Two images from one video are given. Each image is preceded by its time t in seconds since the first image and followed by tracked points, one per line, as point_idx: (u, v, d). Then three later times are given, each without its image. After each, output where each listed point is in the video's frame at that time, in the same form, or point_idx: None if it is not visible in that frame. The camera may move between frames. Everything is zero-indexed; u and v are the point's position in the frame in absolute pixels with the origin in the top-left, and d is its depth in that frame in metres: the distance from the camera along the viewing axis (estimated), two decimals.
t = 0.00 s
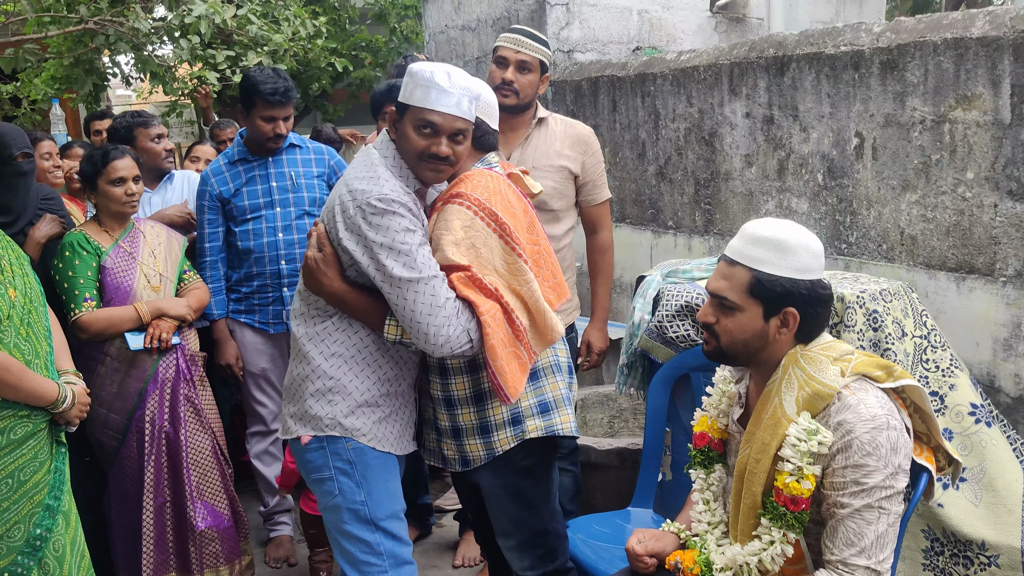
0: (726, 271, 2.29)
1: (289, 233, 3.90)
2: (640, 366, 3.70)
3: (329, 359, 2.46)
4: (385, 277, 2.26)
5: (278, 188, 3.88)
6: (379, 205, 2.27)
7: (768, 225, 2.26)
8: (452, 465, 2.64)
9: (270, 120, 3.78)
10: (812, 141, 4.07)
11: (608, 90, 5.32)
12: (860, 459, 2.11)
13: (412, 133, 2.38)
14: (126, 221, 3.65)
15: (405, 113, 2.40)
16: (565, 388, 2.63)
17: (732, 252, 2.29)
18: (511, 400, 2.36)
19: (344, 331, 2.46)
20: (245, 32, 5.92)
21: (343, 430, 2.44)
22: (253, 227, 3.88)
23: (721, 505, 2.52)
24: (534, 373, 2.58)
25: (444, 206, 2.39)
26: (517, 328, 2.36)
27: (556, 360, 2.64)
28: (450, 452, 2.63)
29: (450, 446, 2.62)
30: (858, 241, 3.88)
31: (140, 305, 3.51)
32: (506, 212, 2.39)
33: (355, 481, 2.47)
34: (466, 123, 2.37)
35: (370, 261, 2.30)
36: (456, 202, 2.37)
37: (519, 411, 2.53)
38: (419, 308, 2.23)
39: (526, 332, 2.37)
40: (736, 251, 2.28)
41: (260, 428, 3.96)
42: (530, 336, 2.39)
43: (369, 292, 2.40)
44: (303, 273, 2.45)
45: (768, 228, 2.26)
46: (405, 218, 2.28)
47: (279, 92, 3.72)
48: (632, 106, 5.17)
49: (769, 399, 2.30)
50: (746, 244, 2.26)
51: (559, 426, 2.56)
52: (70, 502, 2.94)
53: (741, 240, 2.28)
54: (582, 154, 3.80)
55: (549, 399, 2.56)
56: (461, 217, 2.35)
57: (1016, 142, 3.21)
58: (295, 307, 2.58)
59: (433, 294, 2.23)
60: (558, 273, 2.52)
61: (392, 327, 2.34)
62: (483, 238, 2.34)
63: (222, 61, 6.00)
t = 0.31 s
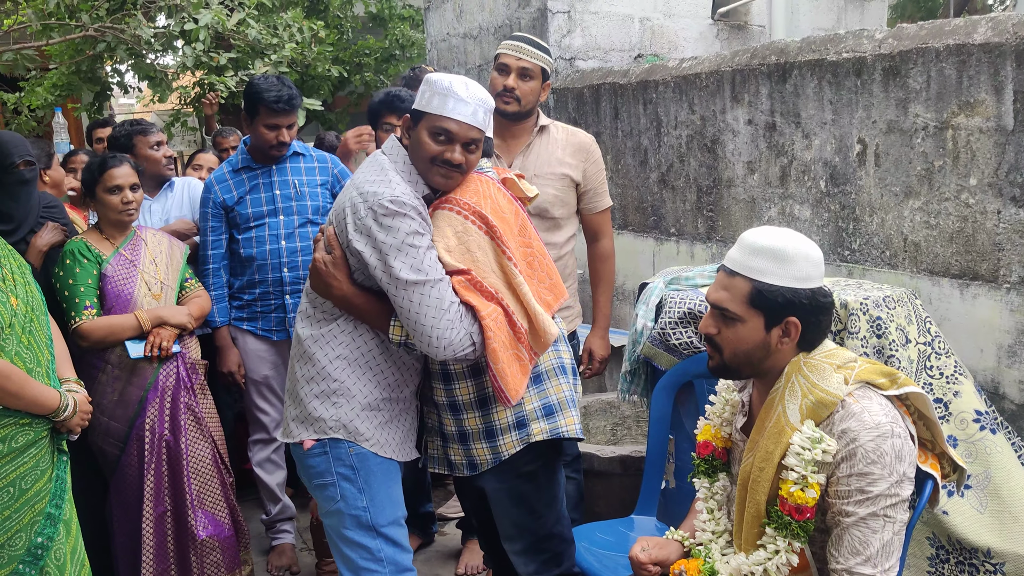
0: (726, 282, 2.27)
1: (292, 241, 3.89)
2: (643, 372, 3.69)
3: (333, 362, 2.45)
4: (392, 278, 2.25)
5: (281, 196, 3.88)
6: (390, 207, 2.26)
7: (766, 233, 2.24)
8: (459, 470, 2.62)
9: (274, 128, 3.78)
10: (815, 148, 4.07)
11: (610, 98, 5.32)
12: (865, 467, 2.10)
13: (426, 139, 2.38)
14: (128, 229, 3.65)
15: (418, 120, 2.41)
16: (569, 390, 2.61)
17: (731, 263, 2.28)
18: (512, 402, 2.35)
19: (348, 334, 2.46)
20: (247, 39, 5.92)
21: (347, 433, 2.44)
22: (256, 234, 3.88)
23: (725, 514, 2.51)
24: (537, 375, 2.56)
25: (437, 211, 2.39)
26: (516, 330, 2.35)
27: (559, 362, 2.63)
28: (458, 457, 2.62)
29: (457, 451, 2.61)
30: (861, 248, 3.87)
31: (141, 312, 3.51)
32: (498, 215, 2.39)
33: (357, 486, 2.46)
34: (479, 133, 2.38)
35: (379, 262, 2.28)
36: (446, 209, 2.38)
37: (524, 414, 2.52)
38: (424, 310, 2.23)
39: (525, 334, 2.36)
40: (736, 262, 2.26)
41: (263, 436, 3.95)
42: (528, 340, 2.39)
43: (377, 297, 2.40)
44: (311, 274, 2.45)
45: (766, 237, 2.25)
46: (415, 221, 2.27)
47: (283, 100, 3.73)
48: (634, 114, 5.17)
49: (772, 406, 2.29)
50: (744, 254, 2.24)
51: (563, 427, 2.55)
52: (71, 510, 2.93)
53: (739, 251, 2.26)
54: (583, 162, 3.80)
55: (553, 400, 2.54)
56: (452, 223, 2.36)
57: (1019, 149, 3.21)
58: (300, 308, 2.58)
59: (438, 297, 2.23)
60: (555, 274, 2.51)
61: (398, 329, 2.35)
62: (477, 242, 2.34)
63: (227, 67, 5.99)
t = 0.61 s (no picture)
0: (724, 286, 2.27)
1: (293, 245, 3.90)
2: (643, 376, 3.68)
3: (331, 367, 2.45)
4: (391, 280, 2.25)
5: (283, 200, 3.89)
6: (386, 209, 2.26)
7: (764, 238, 2.24)
8: (461, 474, 2.62)
9: (275, 132, 3.78)
10: (814, 151, 4.07)
11: (610, 102, 5.32)
12: (865, 471, 2.10)
13: (424, 141, 2.37)
14: (127, 232, 3.64)
15: (417, 121, 2.41)
16: (573, 390, 2.61)
17: (730, 267, 2.28)
18: (509, 404, 2.33)
19: (347, 338, 2.46)
20: (246, 43, 5.93)
21: (346, 437, 2.44)
22: (258, 238, 3.88)
23: (725, 518, 2.50)
24: (541, 377, 2.56)
25: (453, 210, 2.38)
26: (518, 332, 2.35)
27: (562, 364, 2.63)
28: (460, 460, 2.61)
29: (460, 454, 2.61)
30: (861, 252, 3.87)
31: (136, 318, 3.51)
32: (510, 217, 2.39)
33: (356, 490, 2.46)
34: (477, 134, 2.38)
35: (377, 264, 2.28)
36: (462, 208, 2.37)
37: (529, 415, 2.53)
38: (426, 311, 2.23)
39: (527, 337, 2.36)
40: (734, 266, 2.26)
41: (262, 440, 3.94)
42: (533, 342, 2.39)
43: (378, 302, 2.40)
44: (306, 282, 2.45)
45: (763, 241, 2.25)
46: (411, 222, 2.28)
47: (285, 104, 3.73)
48: (634, 117, 5.18)
49: (772, 410, 2.28)
50: (742, 258, 2.25)
51: (568, 428, 2.54)
52: (71, 515, 2.92)
53: (738, 254, 2.26)
54: (582, 166, 3.80)
55: (557, 402, 2.54)
56: (467, 223, 2.34)
57: (1019, 152, 3.21)
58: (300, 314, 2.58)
59: (440, 297, 2.23)
60: (562, 277, 2.51)
61: (400, 332, 2.34)
62: (490, 243, 2.33)
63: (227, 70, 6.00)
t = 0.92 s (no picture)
0: (722, 284, 2.27)
1: (295, 243, 3.90)
2: (643, 373, 3.67)
3: (335, 363, 2.45)
4: (395, 278, 2.25)
5: (284, 198, 3.89)
6: (392, 207, 2.26)
7: (761, 235, 2.24)
8: (463, 471, 2.63)
9: (276, 129, 3.78)
10: (816, 149, 4.06)
11: (611, 99, 5.32)
12: (866, 469, 2.10)
13: (429, 141, 2.38)
14: (128, 229, 3.64)
15: (421, 120, 2.41)
16: (574, 388, 2.61)
17: (727, 265, 2.28)
18: (516, 402, 2.35)
19: (351, 335, 2.46)
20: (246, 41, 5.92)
21: (348, 434, 2.44)
22: (260, 236, 3.88)
23: (726, 515, 2.50)
24: (542, 374, 2.57)
25: (449, 209, 2.39)
26: (522, 330, 2.35)
27: (564, 362, 2.63)
28: (462, 458, 2.62)
29: (461, 452, 2.61)
30: (862, 250, 3.87)
31: (128, 320, 3.50)
32: (506, 214, 2.38)
33: (357, 487, 2.46)
34: (481, 136, 2.38)
35: (382, 262, 2.29)
36: (457, 208, 2.37)
37: (530, 413, 2.52)
38: (429, 310, 2.23)
39: (530, 334, 2.36)
40: (730, 264, 2.26)
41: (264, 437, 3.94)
42: (535, 340, 2.40)
43: (382, 299, 2.40)
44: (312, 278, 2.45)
45: (761, 238, 2.25)
46: (417, 220, 2.28)
47: (286, 101, 3.75)
48: (635, 115, 5.17)
49: (774, 408, 2.28)
50: (739, 256, 2.25)
51: (569, 427, 2.55)
52: (73, 512, 2.93)
53: (736, 252, 2.26)
54: (583, 164, 3.80)
55: (558, 400, 2.54)
56: (463, 223, 2.35)
57: (1020, 150, 3.21)
58: (305, 310, 2.58)
59: (443, 296, 2.24)
60: (562, 274, 2.51)
61: (404, 330, 2.34)
62: (487, 242, 2.34)
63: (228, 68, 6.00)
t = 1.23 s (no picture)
0: (728, 283, 2.26)
1: (302, 241, 3.90)
2: (650, 372, 3.66)
3: (341, 362, 2.45)
4: (402, 276, 2.25)
5: (291, 196, 3.89)
6: (398, 205, 2.26)
7: (767, 234, 2.23)
8: (470, 470, 2.63)
9: (282, 125, 3.80)
10: (823, 147, 4.05)
11: (618, 97, 5.31)
12: (875, 468, 2.09)
13: (435, 139, 2.37)
14: (132, 228, 3.63)
15: (428, 119, 2.40)
16: (580, 386, 2.61)
17: (733, 264, 2.27)
18: (523, 400, 2.34)
19: (358, 334, 2.46)
20: (253, 39, 5.92)
21: (354, 433, 2.44)
22: (266, 234, 3.89)
23: (733, 514, 2.49)
24: (548, 372, 2.56)
25: (451, 208, 2.39)
26: (527, 328, 2.35)
27: (569, 359, 2.63)
28: (468, 457, 2.61)
29: (468, 451, 2.61)
30: (870, 248, 3.86)
31: (123, 322, 3.48)
32: (509, 212, 2.38)
33: (364, 486, 2.46)
34: (488, 136, 2.37)
35: (388, 261, 2.28)
36: (460, 207, 2.38)
37: (536, 412, 2.52)
38: (436, 309, 2.23)
39: (536, 332, 2.36)
40: (737, 264, 2.26)
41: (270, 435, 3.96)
42: (540, 337, 2.39)
43: (388, 298, 2.41)
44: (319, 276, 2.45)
45: (767, 237, 2.24)
46: (423, 219, 2.27)
47: (291, 96, 3.76)
48: (642, 113, 5.16)
49: (782, 406, 2.28)
50: (745, 255, 2.24)
51: (575, 424, 2.55)
52: (82, 509, 2.93)
53: (742, 251, 2.25)
54: (590, 162, 3.80)
55: (564, 398, 2.54)
56: (466, 222, 2.35)
57: None
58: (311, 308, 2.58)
59: (449, 294, 2.24)
60: (566, 271, 2.51)
61: (410, 329, 2.35)
62: (489, 240, 2.34)
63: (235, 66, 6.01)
